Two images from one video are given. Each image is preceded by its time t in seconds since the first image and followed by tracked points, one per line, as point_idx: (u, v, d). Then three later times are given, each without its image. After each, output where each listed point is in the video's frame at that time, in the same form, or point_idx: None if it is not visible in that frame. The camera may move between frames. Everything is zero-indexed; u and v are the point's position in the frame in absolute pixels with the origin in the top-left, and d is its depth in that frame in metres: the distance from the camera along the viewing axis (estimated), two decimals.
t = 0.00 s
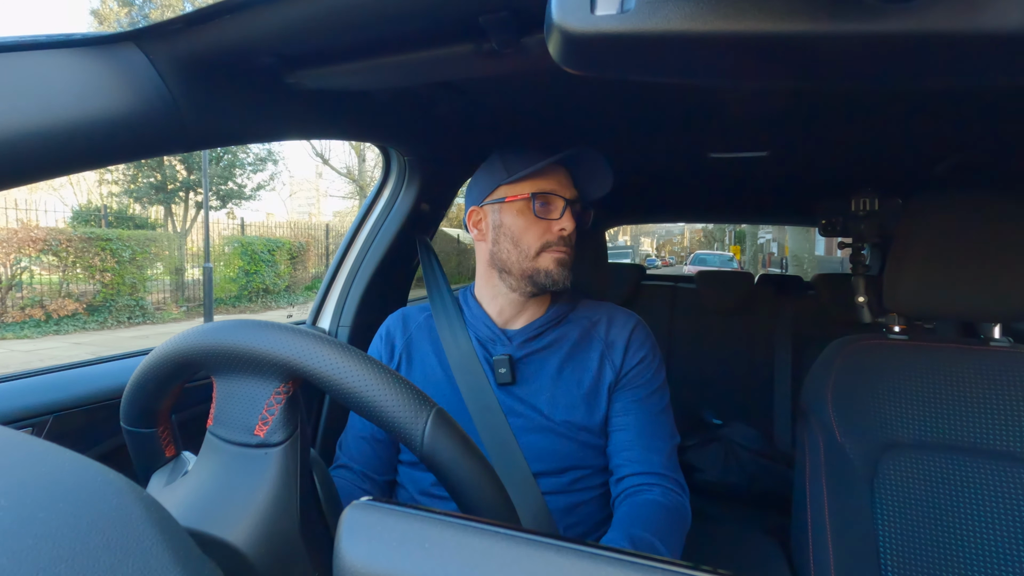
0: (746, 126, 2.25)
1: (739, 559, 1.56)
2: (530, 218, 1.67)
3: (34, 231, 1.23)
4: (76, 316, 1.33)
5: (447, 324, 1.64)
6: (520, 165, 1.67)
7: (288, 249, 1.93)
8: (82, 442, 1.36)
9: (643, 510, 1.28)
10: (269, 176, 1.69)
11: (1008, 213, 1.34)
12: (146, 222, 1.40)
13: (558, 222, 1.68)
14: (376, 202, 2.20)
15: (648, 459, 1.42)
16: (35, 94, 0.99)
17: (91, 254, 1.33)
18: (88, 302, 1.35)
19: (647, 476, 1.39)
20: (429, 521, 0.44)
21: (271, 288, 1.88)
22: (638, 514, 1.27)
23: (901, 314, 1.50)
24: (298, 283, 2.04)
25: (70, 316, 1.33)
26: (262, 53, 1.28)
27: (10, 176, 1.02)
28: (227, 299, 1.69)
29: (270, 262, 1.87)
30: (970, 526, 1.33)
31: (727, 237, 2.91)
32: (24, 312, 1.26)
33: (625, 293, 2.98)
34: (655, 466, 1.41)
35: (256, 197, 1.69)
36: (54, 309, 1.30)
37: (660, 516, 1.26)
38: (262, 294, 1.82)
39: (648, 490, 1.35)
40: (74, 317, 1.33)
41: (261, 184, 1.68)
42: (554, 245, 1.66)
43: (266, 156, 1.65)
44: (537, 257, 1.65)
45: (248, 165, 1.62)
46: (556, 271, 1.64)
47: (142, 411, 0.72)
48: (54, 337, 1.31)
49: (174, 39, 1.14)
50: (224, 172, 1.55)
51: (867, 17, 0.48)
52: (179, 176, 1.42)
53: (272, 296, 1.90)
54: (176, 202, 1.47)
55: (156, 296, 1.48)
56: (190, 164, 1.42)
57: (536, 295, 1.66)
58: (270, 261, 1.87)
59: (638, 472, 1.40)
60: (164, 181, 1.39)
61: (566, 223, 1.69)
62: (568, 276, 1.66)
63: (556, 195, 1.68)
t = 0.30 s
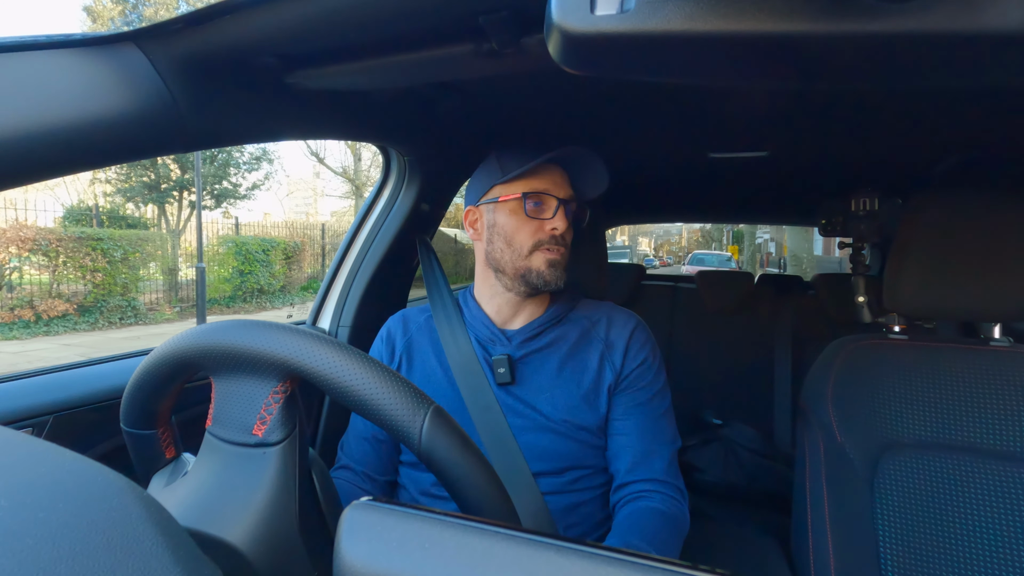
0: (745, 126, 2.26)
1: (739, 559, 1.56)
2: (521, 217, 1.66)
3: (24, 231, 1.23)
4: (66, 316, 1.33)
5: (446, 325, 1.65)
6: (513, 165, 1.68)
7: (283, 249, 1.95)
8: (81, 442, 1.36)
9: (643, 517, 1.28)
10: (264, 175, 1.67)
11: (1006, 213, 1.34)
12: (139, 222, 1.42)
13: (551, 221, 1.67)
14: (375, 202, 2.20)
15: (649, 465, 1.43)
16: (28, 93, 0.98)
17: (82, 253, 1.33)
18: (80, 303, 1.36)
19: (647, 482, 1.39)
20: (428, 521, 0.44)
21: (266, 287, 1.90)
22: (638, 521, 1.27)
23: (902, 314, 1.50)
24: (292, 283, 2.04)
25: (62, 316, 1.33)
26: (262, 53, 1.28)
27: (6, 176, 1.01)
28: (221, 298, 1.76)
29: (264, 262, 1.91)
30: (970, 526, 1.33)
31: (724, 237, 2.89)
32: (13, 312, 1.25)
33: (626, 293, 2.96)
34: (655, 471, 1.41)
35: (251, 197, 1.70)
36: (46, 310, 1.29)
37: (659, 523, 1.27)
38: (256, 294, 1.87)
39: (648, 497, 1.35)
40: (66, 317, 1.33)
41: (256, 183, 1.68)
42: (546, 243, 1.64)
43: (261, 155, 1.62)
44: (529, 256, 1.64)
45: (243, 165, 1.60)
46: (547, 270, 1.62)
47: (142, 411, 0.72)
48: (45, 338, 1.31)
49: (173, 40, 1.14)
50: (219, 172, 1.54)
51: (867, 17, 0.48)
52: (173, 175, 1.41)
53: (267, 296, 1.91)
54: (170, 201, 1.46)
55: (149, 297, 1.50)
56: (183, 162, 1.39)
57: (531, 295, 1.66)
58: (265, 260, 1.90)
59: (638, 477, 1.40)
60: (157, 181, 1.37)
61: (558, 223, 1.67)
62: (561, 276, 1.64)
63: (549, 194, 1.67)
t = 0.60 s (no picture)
0: (745, 126, 2.26)
1: (739, 559, 1.56)
2: (507, 218, 1.66)
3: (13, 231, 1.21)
4: (56, 318, 1.31)
5: (447, 325, 1.65)
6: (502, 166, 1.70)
7: (277, 249, 1.91)
8: (80, 443, 1.36)
9: (642, 523, 1.29)
10: (259, 175, 1.66)
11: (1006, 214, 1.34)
12: (131, 222, 1.40)
13: (537, 222, 1.65)
14: (376, 202, 2.20)
15: (649, 468, 1.43)
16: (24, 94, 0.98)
17: (73, 254, 1.33)
18: (70, 303, 1.34)
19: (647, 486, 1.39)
20: (428, 521, 0.44)
21: (260, 288, 1.89)
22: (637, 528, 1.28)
23: (902, 315, 1.50)
24: (287, 283, 2.03)
25: (50, 317, 1.30)
26: (263, 53, 1.28)
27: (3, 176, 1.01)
28: (214, 299, 1.75)
29: (259, 262, 1.89)
30: (969, 526, 1.33)
31: (722, 237, 2.85)
32: None
33: (625, 293, 2.96)
34: (656, 475, 1.41)
35: (246, 195, 1.65)
36: (35, 310, 1.27)
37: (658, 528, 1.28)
38: (251, 295, 1.85)
39: (648, 501, 1.35)
40: (55, 319, 1.31)
41: (250, 182, 1.64)
42: (532, 244, 1.62)
43: (256, 154, 1.61)
44: (516, 256, 1.63)
45: (237, 164, 1.59)
46: (532, 271, 1.61)
47: (142, 411, 0.72)
48: (34, 339, 1.29)
49: (173, 40, 1.14)
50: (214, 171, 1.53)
51: (866, 18, 0.48)
52: (166, 174, 1.39)
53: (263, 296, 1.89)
54: (163, 201, 1.45)
55: (140, 297, 1.51)
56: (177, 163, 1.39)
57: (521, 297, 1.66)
58: (259, 261, 1.89)
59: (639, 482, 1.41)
60: (150, 179, 1.36)
61: (545, 223, 1.65)
62: (546, 278, 1.62)
63: (536, 194, 1.66)
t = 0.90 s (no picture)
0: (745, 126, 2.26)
1: (739, 559, 1.56)
2: (494, 220, 1.66)
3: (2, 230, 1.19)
4: (45, 318, 1.30)
5: (447, 325, 1.64)
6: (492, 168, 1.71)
7: (273, 249, 1.95)
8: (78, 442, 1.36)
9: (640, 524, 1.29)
10: (254, 174, 1.63)
11: (1006, 214, 1.34)
12: (121, 221, 1.38)
13: (523, 224, 1.64)
14: (376, 202, 2.20)
15: (649, 470, 1.43)
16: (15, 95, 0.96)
17: (62, 253, 1.30)
18: (59, 303, 1.32)
19: (647, 487, 1.39)
20: (428, 522, 0.44)
21: (255, 288, 1.91)
22: (636, 530, 1.28)
23: (902, 315, 1.50)
24: (283, 283, 2.04)
25: (39, 318, 1.30)
26: (263, 53, 1.28)
27: None
28: (208, 299, 1.76)
29: (254, 262, 1.92)
30: (970, 526, 1.33)
31: (720, 237, 2.92)
32: None
33: (625, 293, 2.96)
34: (656, 476, 1.41)
35: (241, 194, 1.67)
36: (23, 311, 1.27)
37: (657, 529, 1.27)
38: (245, 294, 1.89)
39: (648, 503, 1.35)
40: (44, 319, 1.30)
41: (245, 182, 1.63)
42: (517, 247, 1.62)
43: (250, 154, 1.58)
44: (501, 259, 1.63)
45: (231, 163, 1.56)
46: (516, 274, 1.60)
47: (142, 411, 0.72)
48: (21, 340, 1.28)
49: (174, 40, 1.14)
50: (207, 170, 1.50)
51: (867, 17, 0.48)
52: (159, 173, 1.37)
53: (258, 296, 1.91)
54: (156, 200, 1.44)
55: (131, 298, 1.50)
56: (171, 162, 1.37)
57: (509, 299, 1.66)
58: (253, 260, 1.92)
59: (639, 483, 1.41)
60: (142, 179, 1.33)
61: (531, 226, 1.63)
62: (531, 282, 1.61)
63: (523, 197, 1.65)
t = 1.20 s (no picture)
0: (746, 126, 2.26)
1: (739, 559, 1.56)
2: (480, 221, 1.66)
3: None
4: (33, 320, 1.29)
5: (446, 326, 1.64)
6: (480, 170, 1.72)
7: (267, 249, 1.90)
8: (76, 443, 1.35)
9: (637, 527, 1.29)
10: (249, 172, 1.61)
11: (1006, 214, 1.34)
12: (113, 221, 1.35)
13: (509, 225, 1.63)
14: (375, 202, 2.20)
15: (648, 472, 1.43)
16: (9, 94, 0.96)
17: (50, 253, 1.26)
18: (48, 304, 1.30)
19: (645, 490, 1.40)
20: (428, 522, 0.44)
21: (249, 288, 1.83)
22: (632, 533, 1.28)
23: (901, 315, 1.50)
24: (277, 283, 1.98)
25: (28, 319, 1.29)
26: (264, 53, 1.28)
27: None
28: (200, 299, 1.69)
29: (247, 262, 1.84)
30: (970, 526, 1.33)
31: (717, 237, 2.99)
32: None
33: (625, 293, 2.96)
34: (654, 479, 1.42)
35: (236, 193, 1.61)
36: (10, 311, 1.26)
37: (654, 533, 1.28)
38: (238, 295, 1.80)
39: (645, 506, 1.36)
40: (32, 321, 1.29)
41: (240, 180, 1.60)
42: (502, 248, 1.61)
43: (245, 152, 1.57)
44: (489, 261, 1.64)
45: (225, 162, 1.54)
46: (502, 276, 1.60)
47: (142, 412, 0.72)
48: (8, 341, 1.26)
49: (174, 40, 1.14)
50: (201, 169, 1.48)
51: (867, 18, 0.48)
52: (152, 172, 1.35)
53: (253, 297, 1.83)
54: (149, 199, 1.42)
55: (123, 298, 1.46)
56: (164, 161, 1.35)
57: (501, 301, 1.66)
58: (247, 260, 1.83)
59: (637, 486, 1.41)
60: (134, 177, 1.32)
61: (515, 225, 1.62)
62: (517, 283, 1.60)
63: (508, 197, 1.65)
